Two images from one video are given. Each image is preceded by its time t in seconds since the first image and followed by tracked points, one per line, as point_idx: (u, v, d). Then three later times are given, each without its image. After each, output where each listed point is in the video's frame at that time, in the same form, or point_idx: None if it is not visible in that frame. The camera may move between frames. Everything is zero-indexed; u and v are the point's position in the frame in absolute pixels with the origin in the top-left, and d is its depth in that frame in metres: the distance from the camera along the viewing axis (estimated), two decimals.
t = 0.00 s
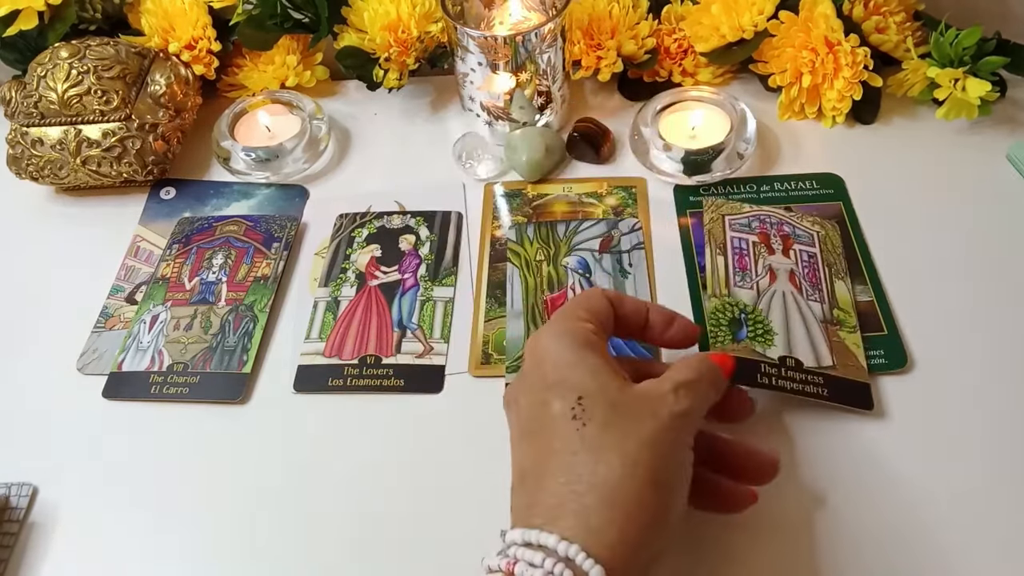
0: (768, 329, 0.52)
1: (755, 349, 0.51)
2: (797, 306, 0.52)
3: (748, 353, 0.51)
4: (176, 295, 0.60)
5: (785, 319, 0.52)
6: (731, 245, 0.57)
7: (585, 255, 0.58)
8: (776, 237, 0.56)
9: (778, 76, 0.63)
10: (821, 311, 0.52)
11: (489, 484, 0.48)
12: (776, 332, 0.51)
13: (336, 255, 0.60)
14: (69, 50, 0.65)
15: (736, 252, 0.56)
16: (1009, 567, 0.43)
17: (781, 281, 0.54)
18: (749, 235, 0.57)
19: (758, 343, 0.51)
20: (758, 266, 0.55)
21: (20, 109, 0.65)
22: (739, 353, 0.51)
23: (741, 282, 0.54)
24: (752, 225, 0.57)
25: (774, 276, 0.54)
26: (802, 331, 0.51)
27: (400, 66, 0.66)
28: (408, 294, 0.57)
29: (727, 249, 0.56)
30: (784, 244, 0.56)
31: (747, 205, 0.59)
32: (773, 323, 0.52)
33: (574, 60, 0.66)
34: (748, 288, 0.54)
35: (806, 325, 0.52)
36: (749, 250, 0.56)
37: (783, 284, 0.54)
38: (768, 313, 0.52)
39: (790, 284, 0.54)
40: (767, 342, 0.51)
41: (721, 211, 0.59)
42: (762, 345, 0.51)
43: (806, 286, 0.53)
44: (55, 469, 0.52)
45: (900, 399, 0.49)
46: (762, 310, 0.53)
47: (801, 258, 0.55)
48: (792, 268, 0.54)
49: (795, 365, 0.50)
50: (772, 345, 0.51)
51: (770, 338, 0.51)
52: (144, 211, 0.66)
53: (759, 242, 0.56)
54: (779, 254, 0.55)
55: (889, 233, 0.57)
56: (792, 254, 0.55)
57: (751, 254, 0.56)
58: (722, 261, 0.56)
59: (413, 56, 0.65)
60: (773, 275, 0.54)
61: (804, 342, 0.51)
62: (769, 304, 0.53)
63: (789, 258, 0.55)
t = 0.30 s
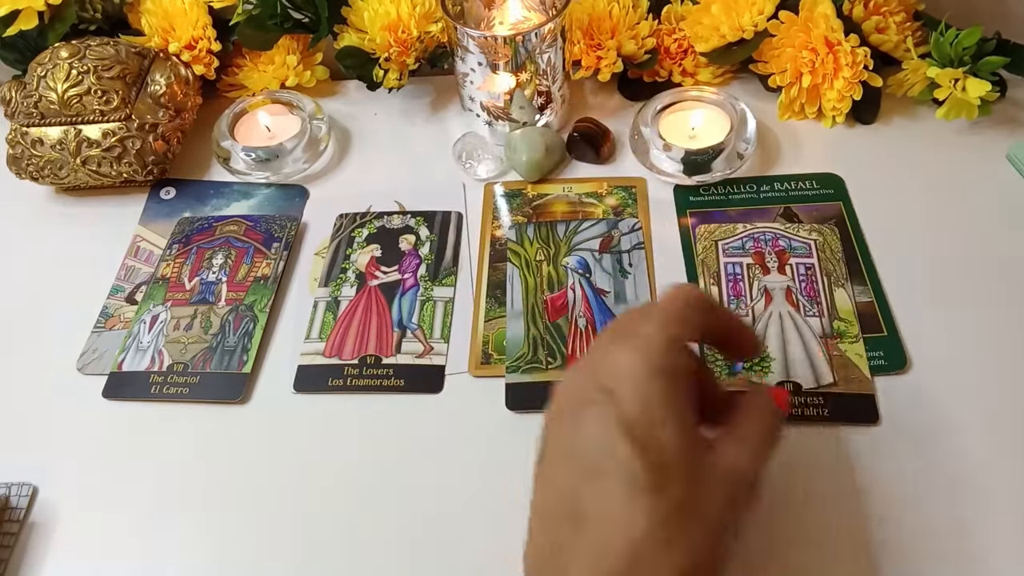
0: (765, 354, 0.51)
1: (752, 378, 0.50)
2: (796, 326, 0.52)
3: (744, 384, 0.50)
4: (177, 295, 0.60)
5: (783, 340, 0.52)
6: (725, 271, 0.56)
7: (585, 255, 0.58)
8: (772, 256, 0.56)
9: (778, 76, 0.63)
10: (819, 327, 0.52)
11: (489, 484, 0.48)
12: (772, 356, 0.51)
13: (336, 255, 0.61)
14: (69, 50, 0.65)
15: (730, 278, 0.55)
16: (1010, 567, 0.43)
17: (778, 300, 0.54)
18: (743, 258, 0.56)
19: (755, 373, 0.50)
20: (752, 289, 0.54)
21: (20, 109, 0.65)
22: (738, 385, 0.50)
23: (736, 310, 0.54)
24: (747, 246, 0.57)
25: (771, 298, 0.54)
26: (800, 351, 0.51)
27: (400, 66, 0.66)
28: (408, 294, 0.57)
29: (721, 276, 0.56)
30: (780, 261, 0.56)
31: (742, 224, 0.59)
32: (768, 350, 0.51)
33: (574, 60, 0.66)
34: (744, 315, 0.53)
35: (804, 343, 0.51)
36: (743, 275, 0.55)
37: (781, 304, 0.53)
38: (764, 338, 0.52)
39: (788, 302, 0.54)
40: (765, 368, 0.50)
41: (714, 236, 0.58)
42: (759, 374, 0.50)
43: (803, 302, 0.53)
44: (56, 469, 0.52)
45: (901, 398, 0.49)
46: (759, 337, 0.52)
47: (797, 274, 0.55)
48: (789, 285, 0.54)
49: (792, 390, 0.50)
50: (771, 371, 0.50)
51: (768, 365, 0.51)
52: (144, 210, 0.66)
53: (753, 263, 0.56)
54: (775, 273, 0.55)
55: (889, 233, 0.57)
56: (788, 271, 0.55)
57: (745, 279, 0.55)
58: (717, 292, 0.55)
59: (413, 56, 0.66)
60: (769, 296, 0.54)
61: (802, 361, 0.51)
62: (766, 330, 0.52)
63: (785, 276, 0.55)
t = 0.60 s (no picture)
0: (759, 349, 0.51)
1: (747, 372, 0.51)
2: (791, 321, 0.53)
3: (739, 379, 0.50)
4: (177, 295, 0.60)
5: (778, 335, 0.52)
6: (719, 267, 0.56)
7: (585, 255, 0.58)
8: (764, 251, 0.57)
9: (778, 76, 0.63)
10: (813, 321, 0.52)
11: (489, 484, 0.48)
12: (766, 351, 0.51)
13: (336, 255, 0.61)
14: (69, 50, 0.65)
15: (724, 275, 0.56)
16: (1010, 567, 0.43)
17: (772, 295, 0.54)
18: (735, 254, 0.57)
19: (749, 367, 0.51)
20: (746, 285, 0.55)
21: (20, 109, 0.65)
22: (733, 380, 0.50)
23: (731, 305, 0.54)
24: (739, 241, 0.57)
25: (765, 293, 0.54)
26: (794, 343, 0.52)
27: (400, 66, 0.66)
28: (407, 293, 0.57)
29: (715, 273, 0.56)
30: (772, 256, 0.56)
31: (733, 219, 0.59)
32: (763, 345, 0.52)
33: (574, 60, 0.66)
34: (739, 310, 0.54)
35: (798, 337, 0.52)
36: (737, 271, 0.56)
37: (775, 299, 0.54)
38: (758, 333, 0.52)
39: (782, 296, 0.54)
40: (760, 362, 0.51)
41: (707, 232, 0.58)
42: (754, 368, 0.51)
43: (797, 297, 0.54)
44: (56, 469, 0.52)
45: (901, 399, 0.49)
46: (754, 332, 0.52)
47: (789, 269, 0.55)
48: (782, 280, 0.55)
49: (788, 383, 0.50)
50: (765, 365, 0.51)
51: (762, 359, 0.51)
52: (144, 211, 0.66)
53: (745, 258, 0.56)
54: (768, 268, 0.56)
55: (889, 233, 0.57)
56: (780, 266, 0.56)
57: (739, 275, 0.55)
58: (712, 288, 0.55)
59: (413, 56, 0.66)
60: (763, 291, 0.54)
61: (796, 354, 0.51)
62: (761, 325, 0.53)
63: (778, 270, 0.55)
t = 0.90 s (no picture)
0: (760, 346, 0.52)
1: (748, 370, 0.51)
2: (792, 318, 0.53)
3: (741, 376, 0.51)
4: (176, 295, 0.60)
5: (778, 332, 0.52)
6: (719, 265, 0.56)
7: (585, 255, 0.58)
8: (764, 248, 0.57)
9: (778, 76, 0.63)
10: (814, 317, 0.53)
11: (489, 484, 0.48)
12: (767, 348, 0.52)
13: (336, 255, 0.60)
14: (69, 50, 0.65)
15: (724, 273, 0.56)
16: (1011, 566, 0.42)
17: (772, 292, 0.54)
18: (735, 252, 0.57)
19: (751, 364, 0.51)
20: (746, 283, 0.55)
21: (20, 109, 0.65)
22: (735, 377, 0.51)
23: (732, 303, 0.54)
24: (739, 239, 0.57)
25: (765, 290, 0.54)
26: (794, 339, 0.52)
27: (400, 66, 0.66)
28: (407, 293, 0.57)
29: (715, 271, 0.56)
30: (772, 254, 0.56)
31: (733, 217, 0.59)
32: (763, 342, 0.52)
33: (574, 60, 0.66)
34: (740, 308, 0.54)
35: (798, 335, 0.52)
36: (737, 269, 0.56)
37: (775, 296, 0.54)
38: (759, 330, 0.52)
39: (782, 293, 0.54)
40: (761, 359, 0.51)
41: (706, 231, 0.58)
42: (755, 365, 0.51)
43: (797, 294, 0.54)
44: (56, 469, 0.52)
45: (902, 398, 0.49)
46: (754, 329, 0.53)
47: (789, 266, 0.55)
48: (782, 277, 0.55)
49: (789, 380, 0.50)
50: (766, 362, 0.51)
51: (763, 356, 0.51)
52: (144, 211, 0.66)
53: (745, 256, 0.56)
54: (768, 265, 0.56)
55: (889, 233, 0.57)
56: (780, 263, 0.56)
57: (739, 272, 0.55)
58: (712, 286, 0.55)
59: (413, 56, 0.66)
60: (763, 288, 0.54)
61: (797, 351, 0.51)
62: (762, 322, 0.53)
63: (778, 268, 0.55)
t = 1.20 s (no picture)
0: (760, 346, 0.52)
1: (748, 370, 0.51)
2: (792, 318, 0.53)
3: (742, 377, 0.51)
4: (176, 295, 0.60)
5: (778, 332, 0.52)
6: (719, 265, 0.56)
7: (585, 255, 0.58)
8: (764, 249, 0.57)
9: (778, 76, 0.63)
10: (813, 318, 0.53)
11: (489, 484, 0.48)
12: (767, 348, 0.52)
13: (336, 256, 0.61)
14: (69, 50, 0.65)
15: (724, 273, 0.56)
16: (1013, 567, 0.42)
17: (772, 292, 0.54)
18: (735, 252, 0.57)
19: (751, 365, 0.51)
20: (746, 282, 0.55)
21: (20, 109, 0.65)
22: (735, 378, 0.51)
23: (731, 302, 0.54)
24: (739, 239, 0.57)
25: (765, 290, 0.54)
26: (794, 339, 0.52)
27: (400, 66, 0.66)
28: (407, 293, 0.57)
29: (715, 271, 0.56)
30: (772, 254, 0.56)
31: (733, 217, 0.59)
32: (763, 342, 0.52)
33: (574, 61, 0.66)
34: (740, 307, 0.54)
35: (798, 335, 0.52)
36: (737, 269, 0.56)
37: (774, 296, 0.54)
38: (759, 330, 0.53)
39: (781, 293, 0.54)
40: (761, 359, 0.51)
41: (706, 231, 0.58)
42: (755, 365, 0.51)
43: (797, 293, 0.54)
44: (56, 469, 0.52)
45: (902, 398, 0.49)
46: (754, 329, 0.53)
47: (789, 266, 0.55)
48: (782, 277, 0.55)
49: (789, 380, 0.50)
50: (766, 362, 0.51)
51: (763, 356, 0.51)
52: (144, 211, 0.66)
53: (745, 256, 0.56)
54: (768, 266, 0.56)
55: (889, 232, 0.57)
56: (780, 263, 0.56)
57: (739, 272, 0.55)
58: (712, 286, 0.55)
59: (413, 56, 0.66)
60: (763, 288, 0.54)
61: (797, 351, 0.51)
62: (762, 322, 0.53)
63: (778, 268, 0.55)
